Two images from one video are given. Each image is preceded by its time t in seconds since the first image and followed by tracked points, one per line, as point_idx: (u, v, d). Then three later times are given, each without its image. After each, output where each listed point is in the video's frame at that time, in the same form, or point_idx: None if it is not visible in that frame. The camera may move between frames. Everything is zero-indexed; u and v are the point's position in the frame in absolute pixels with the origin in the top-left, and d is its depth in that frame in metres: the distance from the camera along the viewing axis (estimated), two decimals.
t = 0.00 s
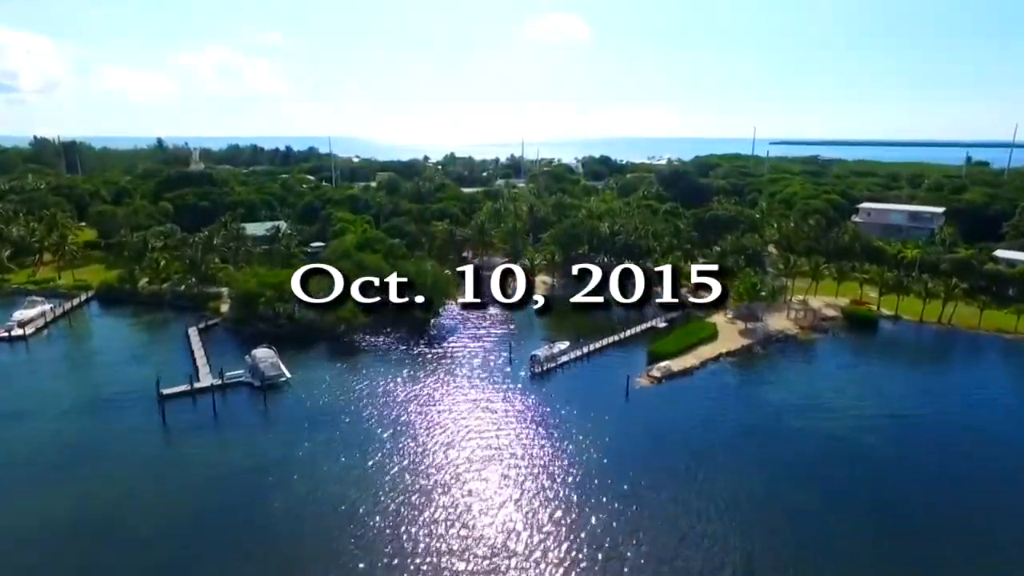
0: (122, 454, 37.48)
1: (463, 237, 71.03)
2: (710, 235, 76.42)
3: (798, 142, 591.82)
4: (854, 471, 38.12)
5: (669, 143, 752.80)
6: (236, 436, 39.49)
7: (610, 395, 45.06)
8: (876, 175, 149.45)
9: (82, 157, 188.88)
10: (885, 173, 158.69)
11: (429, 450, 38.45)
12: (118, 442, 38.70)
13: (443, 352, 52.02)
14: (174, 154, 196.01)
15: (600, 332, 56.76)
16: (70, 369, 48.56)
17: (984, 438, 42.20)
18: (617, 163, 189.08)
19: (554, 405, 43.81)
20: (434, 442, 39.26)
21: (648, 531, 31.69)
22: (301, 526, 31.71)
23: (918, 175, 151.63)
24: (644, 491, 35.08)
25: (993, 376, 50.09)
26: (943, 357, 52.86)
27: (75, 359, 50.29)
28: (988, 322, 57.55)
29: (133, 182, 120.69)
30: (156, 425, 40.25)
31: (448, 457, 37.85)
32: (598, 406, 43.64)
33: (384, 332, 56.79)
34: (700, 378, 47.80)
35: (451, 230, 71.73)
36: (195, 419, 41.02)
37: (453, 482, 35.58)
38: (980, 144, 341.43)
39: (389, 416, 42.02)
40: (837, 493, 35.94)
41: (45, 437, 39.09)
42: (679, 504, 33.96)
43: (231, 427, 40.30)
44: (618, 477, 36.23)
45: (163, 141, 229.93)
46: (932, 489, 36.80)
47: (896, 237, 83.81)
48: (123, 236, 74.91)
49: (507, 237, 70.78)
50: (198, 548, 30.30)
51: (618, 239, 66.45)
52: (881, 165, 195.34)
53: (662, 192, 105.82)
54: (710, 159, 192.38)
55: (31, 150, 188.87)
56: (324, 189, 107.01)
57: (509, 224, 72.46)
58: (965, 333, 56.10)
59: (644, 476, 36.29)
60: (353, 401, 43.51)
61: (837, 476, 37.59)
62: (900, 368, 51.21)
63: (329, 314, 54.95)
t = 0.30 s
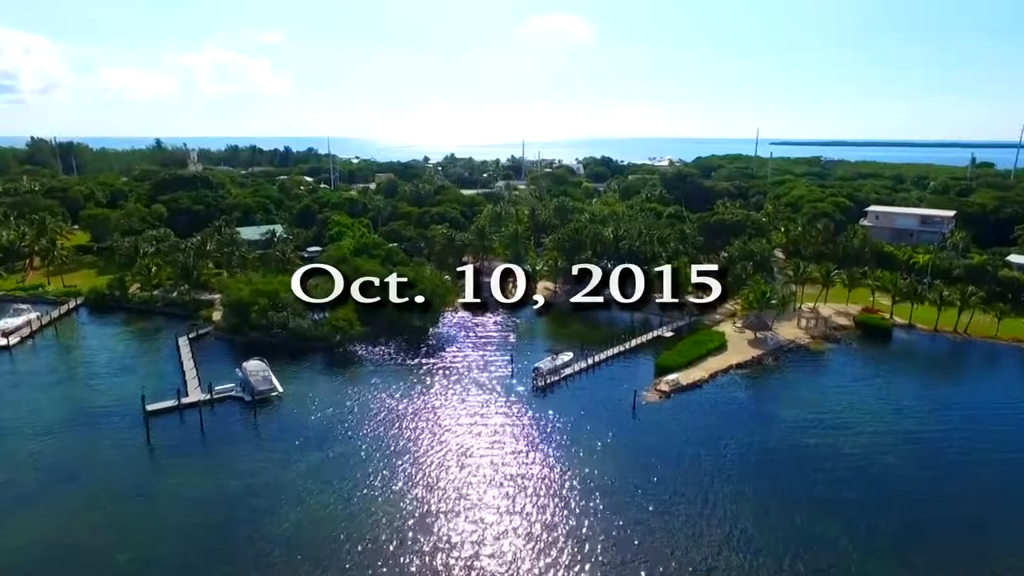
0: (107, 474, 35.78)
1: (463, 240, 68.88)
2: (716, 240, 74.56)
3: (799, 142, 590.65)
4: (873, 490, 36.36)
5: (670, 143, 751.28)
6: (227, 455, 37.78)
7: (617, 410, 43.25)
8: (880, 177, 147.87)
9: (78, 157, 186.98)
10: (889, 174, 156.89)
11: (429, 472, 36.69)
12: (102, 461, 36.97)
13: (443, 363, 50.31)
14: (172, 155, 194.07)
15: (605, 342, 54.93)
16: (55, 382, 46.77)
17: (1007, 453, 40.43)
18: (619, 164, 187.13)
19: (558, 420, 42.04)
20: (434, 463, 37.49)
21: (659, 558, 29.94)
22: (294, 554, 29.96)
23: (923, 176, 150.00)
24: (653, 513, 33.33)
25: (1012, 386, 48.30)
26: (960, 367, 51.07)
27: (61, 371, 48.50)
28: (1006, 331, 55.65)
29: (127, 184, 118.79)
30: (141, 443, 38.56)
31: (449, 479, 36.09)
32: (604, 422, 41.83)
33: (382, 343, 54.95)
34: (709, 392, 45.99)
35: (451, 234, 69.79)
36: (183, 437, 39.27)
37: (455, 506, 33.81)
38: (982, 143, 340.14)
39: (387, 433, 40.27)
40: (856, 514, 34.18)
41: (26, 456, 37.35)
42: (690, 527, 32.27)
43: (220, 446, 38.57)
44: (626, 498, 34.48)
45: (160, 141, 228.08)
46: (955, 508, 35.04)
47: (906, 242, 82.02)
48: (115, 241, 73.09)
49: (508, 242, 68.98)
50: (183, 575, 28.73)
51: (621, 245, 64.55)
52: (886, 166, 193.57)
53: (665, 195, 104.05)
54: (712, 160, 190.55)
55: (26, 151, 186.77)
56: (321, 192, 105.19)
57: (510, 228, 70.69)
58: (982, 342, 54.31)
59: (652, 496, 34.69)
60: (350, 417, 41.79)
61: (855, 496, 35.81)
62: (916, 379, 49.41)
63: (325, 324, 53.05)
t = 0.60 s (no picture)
0: (87, 494, 34.09)
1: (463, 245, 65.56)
2: (723, 245, 72.55)
3: (802, 142, 590.21)
4: (892, 512, 34.55)
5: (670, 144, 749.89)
6: (215, 474, 36.08)
7: (623, 425, 41.50)
8: (886, 179, 146.09)
9: (74, 158, 185.47)
10: (894, 176, 155.39)
11: (428, 492, 34.93)
12: (83, 479, 35.29)
13: (442, 376, 48.56)
14: (169, 156, 192.46)
15: (610, 352, 53.15)
16: (39, 395, 45.12)
17: None
18: (620, 165, 185.71)
19: (562, 436, 40.32)
20: (433, 482, 35.75)
21: None
22: None
23: (929, 177, 148.29)
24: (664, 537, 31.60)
25: None
26: (977, 378, 49.25)
27: (45, 384, 46.80)
28: None
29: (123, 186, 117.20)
30: (124, 462, 36.81)
31: (448, 501, 34.32)
32: (609, 438, 40.13)
33: (378, 353, 53.17)
34: (718, 406, 44.21)
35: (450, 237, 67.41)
36: (170, 455, 37.56)
37: (454, 530, 32.03)
38: (985, 143, 338.28)
39: (383, 450, 38.58)
40: (875, 537, 32.43)
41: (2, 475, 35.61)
42: (701, 553, 30.52)
43: (208, 464, 36.86)
44: (634, 520, 32.73)
45: (158, 142, 226.19)
46: (979, 530, 33.24)
47: (916, 246, 80.23)
48: (106, 246, 71.41)
49: (510, 247, 67.16)
50: None
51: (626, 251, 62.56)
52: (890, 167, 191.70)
53: (668, 198, 102.36)
54: (714, 161, 188.71)
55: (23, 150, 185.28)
56: (319, 194, 103.46)
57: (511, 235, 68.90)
58: (999, 353, 52.44)
59: (661, 519, 32.90)
60: (345, 434, 40.03)
61: (874, 517, 34.07)
62: (932, 391, 47.65)
63: (320, 334, 51.28)
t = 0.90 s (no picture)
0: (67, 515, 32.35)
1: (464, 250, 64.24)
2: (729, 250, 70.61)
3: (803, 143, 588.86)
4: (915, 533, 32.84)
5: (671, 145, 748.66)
6: (203, 494, 34.40)
7: (631, 443, 39.77)
8: (891, 181, 144.44)
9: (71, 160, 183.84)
10: (900, 178, 153.86)
11: (426, 516, 33.13)
12: (64, 499, 33.57)
13: (441, 389, 46.85)
14: (167, 158, 190.83)
15: (614, 363, 51.17)
16: (22, 408, 43.41)
17: None
18: (621, 167, 184.12)
19: (567, 454, 38.63)
20: (433, 504, 34.08)
21: None
22: None
23: (934, 178, 146.71)
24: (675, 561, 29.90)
25: None
26: (996, 390, 47.54)
27: (29, 397, 45.06)
28: None
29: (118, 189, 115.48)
30: (104, 483, 34.99)
31: (447, 525, 32.53)
32: (616, 457, 38.40)
33: (376, 366, 51.39)
34: (728, 422, 42.47)
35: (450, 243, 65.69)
36: (156, 475, 35.90)
37: (454, 556, 30.22)
38: (988, 143, 337.02)
39: (380, 470, 36.91)
40: (898, 561, 30.71)
41: None
42: None
43: (196, 485, 35.19)
44: (644, 544, 31.02)
45: (156, 144, 224.67)
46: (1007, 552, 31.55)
47: (926, 251, 78.56)
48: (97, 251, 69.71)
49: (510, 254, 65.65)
50: None
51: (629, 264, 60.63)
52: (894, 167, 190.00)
53: (671, 201, 100.71)
54: (716, 162, 187.01)
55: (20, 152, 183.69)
56: (316, 198, 101.78)
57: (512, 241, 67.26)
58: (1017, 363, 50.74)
59: (672, 543, 31.07)
60: (340, 453, 38.34)
61: (896, 538, 32.38)
62: (949, 403, 45.94)
63: (314, 346, 49.46)
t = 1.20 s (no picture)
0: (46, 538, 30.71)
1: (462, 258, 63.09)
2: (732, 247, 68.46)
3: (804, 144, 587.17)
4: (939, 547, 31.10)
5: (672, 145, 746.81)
6: (190, 515, 32.70)
7: (640, 462, 37.99)
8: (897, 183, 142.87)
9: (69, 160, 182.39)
10: (906, 180, 152.21)
11: (423, 537, 31.32)
12: (44, 520, 31.94)
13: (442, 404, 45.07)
14: (166, 158, 189.26)
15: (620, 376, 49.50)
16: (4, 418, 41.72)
17: None
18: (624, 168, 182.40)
19: (573, 473, 36.87)
20: (432, 525, 32.32)
21: None
22: None
23: (940, 181, 145.13)
24: None
25: None
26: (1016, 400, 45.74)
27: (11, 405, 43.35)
28: None
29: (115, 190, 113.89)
30: (85, 505, 33.18)
31: (445, 547, 30.63)
32: (624, 475, 36.66)
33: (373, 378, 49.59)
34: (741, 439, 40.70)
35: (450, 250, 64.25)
36: (141, 497, 34.19)
37: None
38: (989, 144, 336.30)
39: (376, 488, 35.16)
40: None
41: None
42: None
43: (184, 506, 33.49)
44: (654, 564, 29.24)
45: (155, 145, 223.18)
46: None
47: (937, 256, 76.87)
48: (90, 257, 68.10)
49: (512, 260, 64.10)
50: None
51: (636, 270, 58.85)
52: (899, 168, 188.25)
53: (676, 206, 99.06)
54: (719, 164, 185.18)
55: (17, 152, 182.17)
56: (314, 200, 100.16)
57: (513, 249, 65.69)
58: None
59: (685, 568, 29.03)
60: (335, 471, 36.59)
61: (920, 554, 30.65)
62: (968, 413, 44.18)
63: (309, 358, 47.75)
